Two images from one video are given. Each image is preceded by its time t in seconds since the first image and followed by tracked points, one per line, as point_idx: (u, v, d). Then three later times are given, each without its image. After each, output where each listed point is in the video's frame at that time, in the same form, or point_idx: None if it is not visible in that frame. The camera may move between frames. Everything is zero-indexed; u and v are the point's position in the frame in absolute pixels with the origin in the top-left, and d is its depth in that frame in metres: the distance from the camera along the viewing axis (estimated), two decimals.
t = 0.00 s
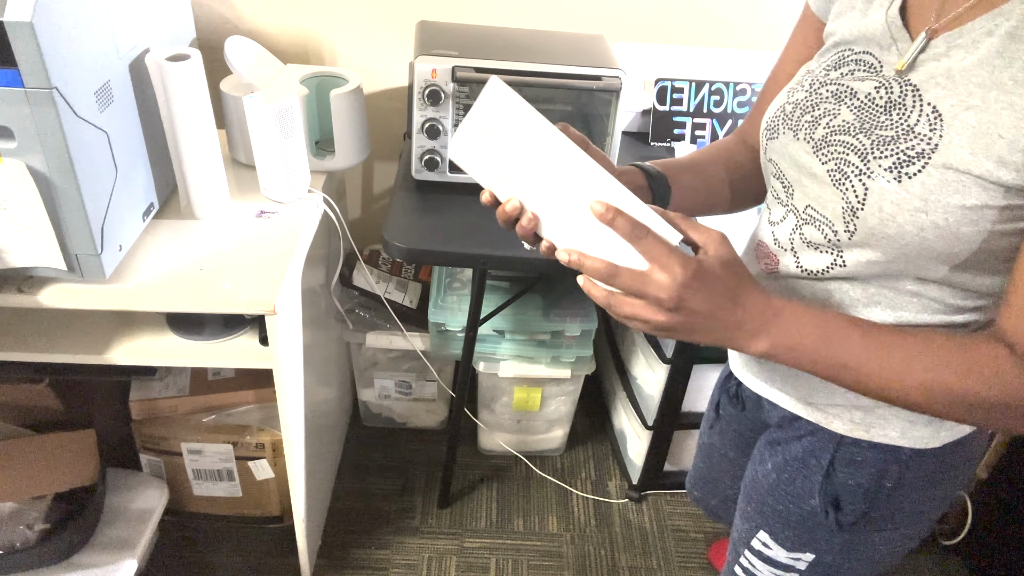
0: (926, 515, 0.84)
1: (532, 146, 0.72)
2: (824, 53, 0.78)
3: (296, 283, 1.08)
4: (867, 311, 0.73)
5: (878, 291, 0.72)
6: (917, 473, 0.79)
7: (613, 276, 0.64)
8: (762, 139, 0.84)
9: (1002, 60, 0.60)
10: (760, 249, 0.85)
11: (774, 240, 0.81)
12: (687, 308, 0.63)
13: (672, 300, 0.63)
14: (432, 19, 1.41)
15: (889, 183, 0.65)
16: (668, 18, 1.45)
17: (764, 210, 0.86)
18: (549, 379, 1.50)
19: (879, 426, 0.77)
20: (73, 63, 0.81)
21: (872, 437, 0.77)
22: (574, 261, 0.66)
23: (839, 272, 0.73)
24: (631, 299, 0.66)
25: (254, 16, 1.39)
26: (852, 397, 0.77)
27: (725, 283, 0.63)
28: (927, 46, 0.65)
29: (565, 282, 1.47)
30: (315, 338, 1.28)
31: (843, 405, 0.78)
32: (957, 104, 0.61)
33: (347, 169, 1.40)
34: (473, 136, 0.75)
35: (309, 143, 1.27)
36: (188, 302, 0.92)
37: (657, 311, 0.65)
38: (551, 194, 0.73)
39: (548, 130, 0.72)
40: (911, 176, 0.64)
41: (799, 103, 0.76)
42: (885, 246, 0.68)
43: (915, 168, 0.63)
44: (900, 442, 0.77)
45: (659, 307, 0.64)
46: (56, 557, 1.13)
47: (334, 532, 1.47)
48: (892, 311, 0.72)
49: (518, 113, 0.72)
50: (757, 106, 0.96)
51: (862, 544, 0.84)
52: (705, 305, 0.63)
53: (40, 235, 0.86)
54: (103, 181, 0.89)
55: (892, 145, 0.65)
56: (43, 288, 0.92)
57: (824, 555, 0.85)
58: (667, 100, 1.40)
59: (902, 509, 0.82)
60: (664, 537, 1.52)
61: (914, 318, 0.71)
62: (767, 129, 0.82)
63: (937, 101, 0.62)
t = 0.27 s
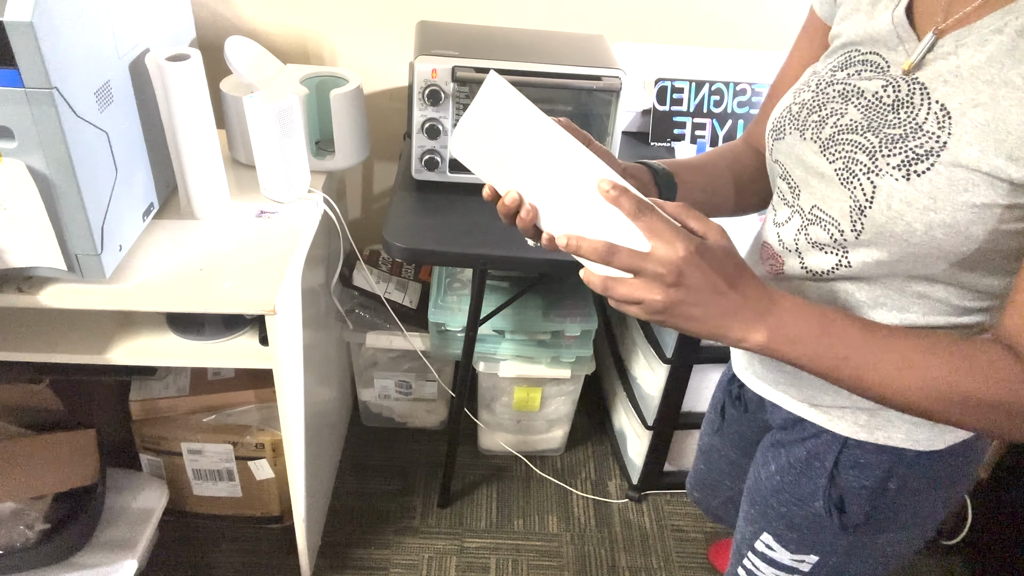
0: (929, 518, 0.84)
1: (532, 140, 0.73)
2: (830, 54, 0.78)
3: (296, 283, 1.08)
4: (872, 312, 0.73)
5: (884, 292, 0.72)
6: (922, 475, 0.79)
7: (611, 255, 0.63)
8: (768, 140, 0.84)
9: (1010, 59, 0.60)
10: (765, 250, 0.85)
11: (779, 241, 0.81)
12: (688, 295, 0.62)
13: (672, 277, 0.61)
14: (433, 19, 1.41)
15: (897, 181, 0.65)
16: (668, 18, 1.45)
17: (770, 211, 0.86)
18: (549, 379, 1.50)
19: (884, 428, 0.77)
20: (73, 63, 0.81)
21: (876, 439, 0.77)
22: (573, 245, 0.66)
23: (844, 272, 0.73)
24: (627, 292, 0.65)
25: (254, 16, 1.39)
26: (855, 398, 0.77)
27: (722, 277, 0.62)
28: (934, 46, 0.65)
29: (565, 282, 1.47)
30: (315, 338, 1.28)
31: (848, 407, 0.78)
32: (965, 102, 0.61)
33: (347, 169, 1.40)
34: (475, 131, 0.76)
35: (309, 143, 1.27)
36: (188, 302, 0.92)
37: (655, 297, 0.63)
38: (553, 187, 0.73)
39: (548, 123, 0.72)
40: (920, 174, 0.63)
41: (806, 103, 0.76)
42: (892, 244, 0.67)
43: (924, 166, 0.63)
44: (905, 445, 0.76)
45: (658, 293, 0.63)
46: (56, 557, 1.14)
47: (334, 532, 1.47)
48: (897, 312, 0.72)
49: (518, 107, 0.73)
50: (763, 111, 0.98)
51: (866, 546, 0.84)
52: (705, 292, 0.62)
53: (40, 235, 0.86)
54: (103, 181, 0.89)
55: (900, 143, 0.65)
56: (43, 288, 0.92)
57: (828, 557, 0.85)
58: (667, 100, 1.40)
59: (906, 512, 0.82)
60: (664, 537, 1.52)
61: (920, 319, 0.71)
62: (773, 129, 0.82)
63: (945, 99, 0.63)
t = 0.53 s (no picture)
0: (933, 520, 0.84)
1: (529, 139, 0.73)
2: (836, 55, 0.78)
3: (296, 283, 1.08)
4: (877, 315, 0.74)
5: (889, 294, 0.72)
6: (924, 479, 0.79)
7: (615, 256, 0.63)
8: (773, 141, 0.84)
9: (1018, 60, 0.60)
10: (769, 251, 0.85)
11: (783, 241, 0.81)
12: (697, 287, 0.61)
13: (677, 267, 0.60)
14: (433, 19, 1.41)
15: (904, 183, 0.65)
16: (668, 18, 1.45)
17: (775, 212, 0.86)
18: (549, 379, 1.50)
19: (887, 430, 0.77)
20: (73, 63, 0.81)
21: (879, 441, 0.77)
22: (578, 252, 0.66)
23: (850, 273, 0.73)
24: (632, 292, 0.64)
25: (254, 16, 1.39)
26: (858, 401, 0.77)
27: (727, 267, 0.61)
28: (940, 47, 0.65)
29: (565, 282, 1.47)
30: (315, 338, 1.28)
31: (851, 409, 0.78)
32: (972, 103, 0.61)
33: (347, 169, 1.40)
34: (477, 132, 0.77)
35: (309, 143, 1.27)
36: (188, 303, 0.92)
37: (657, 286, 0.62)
38: (551, 185, 0.73)
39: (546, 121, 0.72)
40: (926, 175, 0.63)
41: (811, 104, 0.76)
42: (898, 246, 0.67)
43: (930, 167, 0.63)
44: (908, 447, 0.77)
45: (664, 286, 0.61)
46: (56, 556, 1.14)
47: (334, 532, 1.47)
48: (902, 314, 0.72)
49: (521, 105, 0.73)
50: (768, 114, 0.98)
51: (867, 549, 0.84)
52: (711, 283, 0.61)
53: (40, 235, 0.86)
54: (103, 181, 0.89)
55: (907, 144, 0.65)
56: (43, 288, 0.92)
57: (830, 559, 0.85)
58: (667, 99, 1.40)
59: (909, 513, 0.82)
60: (664, 537, 1.52)
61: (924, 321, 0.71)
62: (778, 130, 0.82)
63: (951, 101, 0.62)
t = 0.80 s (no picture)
0: (935, 523, 0.84)
1: (522, 130, 0.75)
2: (842, 56, 0.79)
3: (296, 283, 1.08)
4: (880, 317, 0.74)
5: (893, 296, 0.72)
6: (926, 481, 0.79)
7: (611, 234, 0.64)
8: (778, 142, 0.85)
9: None
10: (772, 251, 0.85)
11: (786, 242, 0.82)
12: (699, 265, 0.62)
13: (676, 236, 0.62)
14: (433, 19, 1.41)
15: (910, 183, 0.65)
16: (669, 18, 1.45)
17: (779, 213, 0.86)
18: (549, 379, 1.50)
19: (889, 432, 0.77)
20: (73, 63, 0.81)
21: (881, 444, 0.77)
22: (572, 235, 0.66)
23: (853, 275, 0.73)
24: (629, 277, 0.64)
25: (254, 16, 1.39)
26: (860, 402, 0.77)
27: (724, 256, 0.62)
28: (948, 49, 0.65)
29: (565, 282, 1.47)
30: (315, 338, 1.28)
31: (853, 411, 0.78)
32: (979, 103, 0.61)
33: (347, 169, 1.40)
34: (471, 124, 0.79)
35: (309, 143, 1.27)
36: (188, 303, 0.92)
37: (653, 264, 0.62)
38: (541, 178, 0.75)
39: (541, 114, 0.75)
40: (933, 176, 0.63)
41: (817, 104, 0.77)
42: (903, 247, 0.67)
43: (937, 168, 0.63)
44: (910, 450, 0.76)
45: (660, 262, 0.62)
46: (56, 557, 1.13)
47: (334, 532, 1.47)
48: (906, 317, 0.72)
49: (517, 100, 0.76)
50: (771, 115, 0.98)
51: (868, 551, 0.84)
52: (708, 260, 0.62)
53: (39, 235, 0.86)
54: (103, 181, 0.89)
55: (913, 144, 0.65)
56: (43, 288, 0.92)
57: (832, 561, 0.85)
58: (667, 99, 1.40)
59: (910, 516, 0.82)
60: (664, 537, 1.52)
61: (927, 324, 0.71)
62: (784, 131, 0.82)
63: (958, 100, 0.62)
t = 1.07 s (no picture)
0: (935, 525, 0.84)
1: (523, 137, 0.76)
2: (844, 57, 0.78)
3: (296, 283, 1.08)
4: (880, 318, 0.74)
5: (894, 299, 0.72)
6: (927, 484, 0.79)
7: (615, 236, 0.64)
8: (779, 142, 0.85)
9: None
10: (773, 252, 0.85)
11: (788, 243, 0.82)
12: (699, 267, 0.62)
13: (676, 235, 0.62)
14: (433, 19, 1.41)
15: (911, 184, 0.65)
16: (669, 18, 1.45)
17: (780, 214, 0.86)
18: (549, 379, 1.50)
19: (890, 434, 0.77)
20: (73, 62, 0.81)
21: (880, 446, 0.77)
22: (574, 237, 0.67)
23: (853, 276, 0.73)
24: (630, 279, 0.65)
25: (254, 16, 1.39)
26: (861, 404, 0.77)
27: (721, 261, 0.62)
28: (950, 50, 0.65)
29: (565, 281, 1.47)
30: (314, 338, 1.28)
31: (853, 413, 0.78)
32: (981, 104, 0.61)
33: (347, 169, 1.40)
34: (472, 129, 0.79)
35: (309, 143, 1.27)
36: (188, 303, 0.92)
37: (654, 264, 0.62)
38: (539, 184, 0.75)
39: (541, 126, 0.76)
40: (935, 176, 0.63)
41: (819, 105, 0.77)
42: (904, 248, 0.67)
43: (939, 168, 0.63)
44: (910, 452, 0.76)
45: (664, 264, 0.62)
46: (56, 556, 1.14)
47: (334, 532, 1.47)
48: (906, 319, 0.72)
49: (516, 111, 0.77)
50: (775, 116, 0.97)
51: (868, 553, 0.84)
52: (704, 263, 0.62)
53: (39, 235, 0.86)
54: (103, 181, 0.89)
55: (915, 145, 0.65)
56: (43, 288, 0.92)
57: (832, 563, 0.86)
58: (667, 99, 1.40)
59: (911, 518, 0.82)
60: (664, 537, 1.52)
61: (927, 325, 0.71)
62: (785, 131, 0.82)
63: (961, 101, 0.62)
